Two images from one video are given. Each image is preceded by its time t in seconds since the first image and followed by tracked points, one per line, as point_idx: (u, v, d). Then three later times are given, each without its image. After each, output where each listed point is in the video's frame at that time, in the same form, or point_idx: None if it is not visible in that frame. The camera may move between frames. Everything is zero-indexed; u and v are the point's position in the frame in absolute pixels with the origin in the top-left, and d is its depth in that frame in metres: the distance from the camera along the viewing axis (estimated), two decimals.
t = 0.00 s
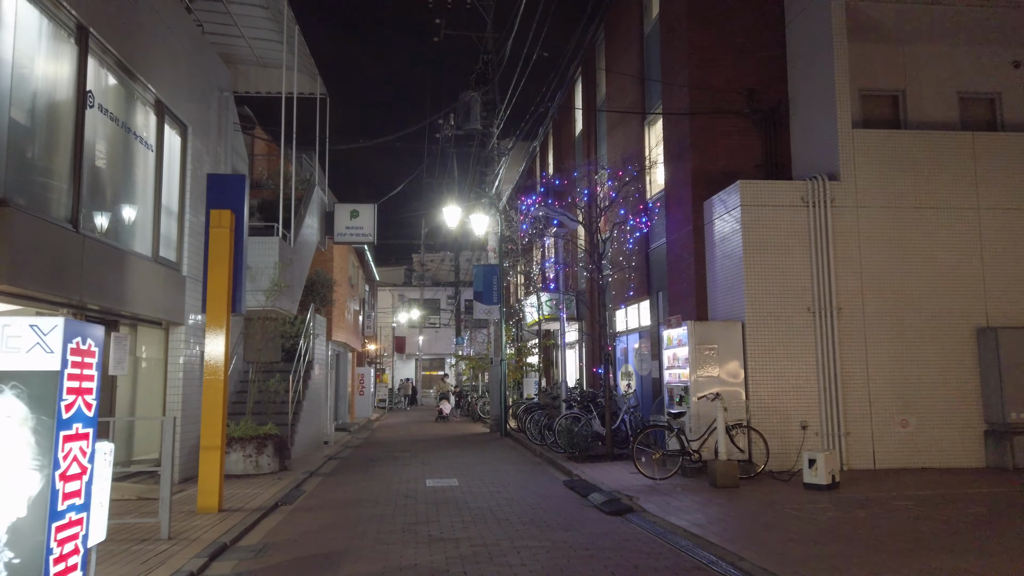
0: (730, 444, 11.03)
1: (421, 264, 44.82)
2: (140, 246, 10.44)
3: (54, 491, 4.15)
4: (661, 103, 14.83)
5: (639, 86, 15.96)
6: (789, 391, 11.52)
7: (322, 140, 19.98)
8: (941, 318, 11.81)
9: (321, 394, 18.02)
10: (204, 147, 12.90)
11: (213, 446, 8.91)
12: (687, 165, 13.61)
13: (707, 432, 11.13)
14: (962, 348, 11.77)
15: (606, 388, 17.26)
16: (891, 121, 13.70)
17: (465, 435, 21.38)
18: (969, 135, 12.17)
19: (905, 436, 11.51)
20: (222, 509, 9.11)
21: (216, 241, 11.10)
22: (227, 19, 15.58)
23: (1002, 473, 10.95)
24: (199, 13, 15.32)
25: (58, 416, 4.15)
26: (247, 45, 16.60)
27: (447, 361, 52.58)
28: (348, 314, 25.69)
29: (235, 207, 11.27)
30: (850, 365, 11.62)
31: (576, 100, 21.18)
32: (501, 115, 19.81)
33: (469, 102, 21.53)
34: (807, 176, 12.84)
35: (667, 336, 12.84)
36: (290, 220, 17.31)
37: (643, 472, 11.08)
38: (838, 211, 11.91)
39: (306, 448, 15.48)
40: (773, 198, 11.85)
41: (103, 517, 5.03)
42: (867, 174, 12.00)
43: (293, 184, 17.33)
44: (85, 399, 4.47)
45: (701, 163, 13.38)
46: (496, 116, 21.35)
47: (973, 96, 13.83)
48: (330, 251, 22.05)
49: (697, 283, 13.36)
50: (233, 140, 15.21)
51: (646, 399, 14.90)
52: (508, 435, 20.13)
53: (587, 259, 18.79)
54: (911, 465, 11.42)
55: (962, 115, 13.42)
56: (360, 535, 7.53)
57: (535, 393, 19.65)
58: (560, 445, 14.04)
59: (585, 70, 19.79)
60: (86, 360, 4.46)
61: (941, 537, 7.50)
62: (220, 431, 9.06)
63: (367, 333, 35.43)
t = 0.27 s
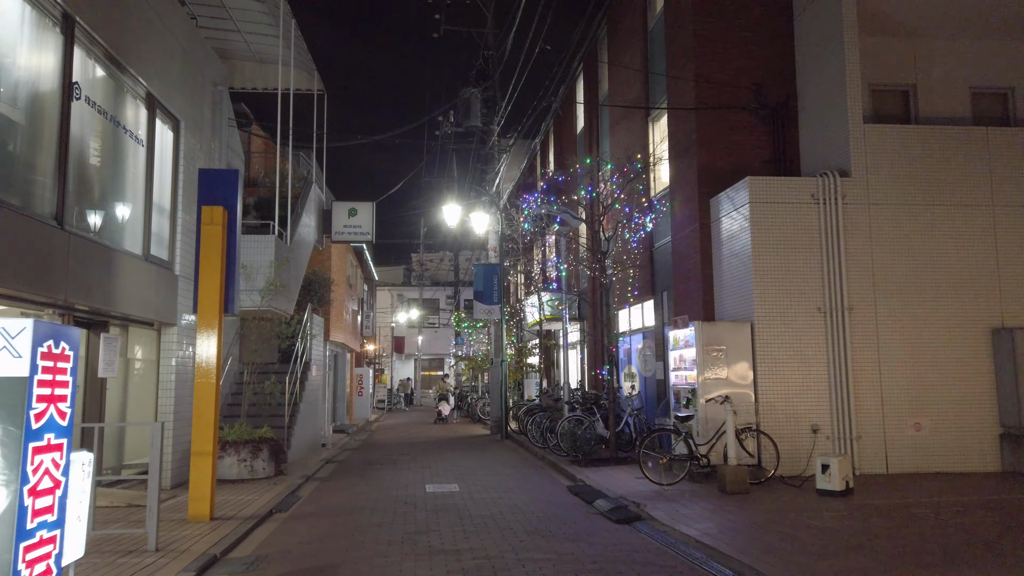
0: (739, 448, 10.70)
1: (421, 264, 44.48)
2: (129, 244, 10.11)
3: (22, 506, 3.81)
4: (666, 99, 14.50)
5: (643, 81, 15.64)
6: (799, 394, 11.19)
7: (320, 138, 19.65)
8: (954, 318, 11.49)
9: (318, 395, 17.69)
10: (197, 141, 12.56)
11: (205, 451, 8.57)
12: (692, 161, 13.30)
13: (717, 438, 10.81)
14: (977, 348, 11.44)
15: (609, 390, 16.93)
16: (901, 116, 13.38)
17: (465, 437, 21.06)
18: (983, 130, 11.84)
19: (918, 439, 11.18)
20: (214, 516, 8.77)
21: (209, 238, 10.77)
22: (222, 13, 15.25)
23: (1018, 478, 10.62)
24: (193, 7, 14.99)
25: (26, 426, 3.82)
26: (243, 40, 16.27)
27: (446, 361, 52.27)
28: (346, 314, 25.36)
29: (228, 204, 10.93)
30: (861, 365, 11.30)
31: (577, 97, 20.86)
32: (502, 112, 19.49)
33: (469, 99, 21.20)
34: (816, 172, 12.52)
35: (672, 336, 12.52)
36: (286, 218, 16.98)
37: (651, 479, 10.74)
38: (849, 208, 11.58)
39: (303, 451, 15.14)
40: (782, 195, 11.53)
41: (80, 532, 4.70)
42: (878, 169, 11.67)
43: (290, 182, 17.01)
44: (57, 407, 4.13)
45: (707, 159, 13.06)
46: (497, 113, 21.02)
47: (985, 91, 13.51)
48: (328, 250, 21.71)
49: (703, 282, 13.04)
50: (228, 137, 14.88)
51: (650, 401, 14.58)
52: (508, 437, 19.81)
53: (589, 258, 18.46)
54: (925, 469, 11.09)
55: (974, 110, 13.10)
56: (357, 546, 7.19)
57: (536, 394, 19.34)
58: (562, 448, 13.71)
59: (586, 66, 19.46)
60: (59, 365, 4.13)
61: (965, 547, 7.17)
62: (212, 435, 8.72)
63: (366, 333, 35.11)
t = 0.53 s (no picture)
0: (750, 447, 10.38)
1: (420, 263, 44.16)
2: (120, 235, 9.77)
3: None
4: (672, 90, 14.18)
5: (648, 73, 15.32)
6: (811, 391, 10.87)
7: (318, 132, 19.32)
8: (970, 313, 11.16)
9: (316, 393, 17.35)
10: (192, 132, 12.22)
11: (197, 450, 8.24)
12: (700, 153, 12.97)
13: (727, 436, 10.49)
14: (993, 344, 11.12)
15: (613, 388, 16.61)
16: (913, 107, 13.06)
17: (466, 436, 20.73)
18: (998, 120, 11.52)
19: (933, 438, 10.84)
20: (207, 518, 8.43)
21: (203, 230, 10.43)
22: (218, 3, 14.94)
23: None
24: None
25: None
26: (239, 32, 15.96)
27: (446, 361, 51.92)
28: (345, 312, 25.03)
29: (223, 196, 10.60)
30: (874, 362, 10.97)
31: (579, 91, 20.55)
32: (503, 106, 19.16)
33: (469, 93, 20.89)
34: (827, 164, 12.19)
35: (679, 332, 12.19)
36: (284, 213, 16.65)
37: (659, 478, 10.40)
38: (862, 199, 11.25)
39: (300, 450, 14.81)
40: (793, 186, 11.20)
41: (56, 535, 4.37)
42: (892, 160, 11.34)
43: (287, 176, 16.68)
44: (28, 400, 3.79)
45: (714, 151, 12.74)
46: (498, 108, 20.71)
47: (998, 81, 13.19)
48: (326, 247, 21.37)
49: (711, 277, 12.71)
50: (224, 129, 14.56)
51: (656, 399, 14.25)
52: (510, 436, 19.47)
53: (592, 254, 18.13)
54: (940, 469, 10.76)
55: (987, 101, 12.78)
56: (354, 548, 6.86)
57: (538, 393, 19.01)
58: (566, 448, 13.38)
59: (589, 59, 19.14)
60: (30, 353, 3.80)
61: (991, 548, 6.84)
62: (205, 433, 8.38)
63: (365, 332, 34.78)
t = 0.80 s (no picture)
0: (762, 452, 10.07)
1: (420, 262, 43.86)
2: (111, 233, 9.44)
3: None
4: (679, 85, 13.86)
5: (653, 68, 15.00)
6: (825, 394, 10.55)
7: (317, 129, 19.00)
8: (986, 313, 10.84)
9: (314, 395, 17.03)
10: (186, 126, 11.88)
11: (189, 456, 7.90)
12: (708, 149, 12.65)
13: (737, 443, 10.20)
14: (1011, 346, 10.80)
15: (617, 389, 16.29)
16: (926, 102, 12.74)
17: (467, 438, 20.43)
18: (1015, 115, 11.20)
19: (950, 442, 10.52)
20: (199, 526, 8.10)
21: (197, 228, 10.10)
22: None
23: None
24: None
25: None
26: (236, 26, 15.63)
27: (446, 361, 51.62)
28: (344, 311, 24.69)
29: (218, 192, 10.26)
30: (889, 364, 10.65)
31: (582, 87, 20.24)
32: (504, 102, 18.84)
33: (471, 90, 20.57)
34: (839, 160, 11.87)
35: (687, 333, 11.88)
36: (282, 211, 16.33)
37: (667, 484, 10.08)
38: (876, 197, 10.94)
39: (298, 453, 14.49)
40: (805, 183, 10.89)
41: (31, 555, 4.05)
42: (907, 156, 11.02)
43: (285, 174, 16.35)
44: None
45: (723, 147, 12.42)
46: (499, 105, 20.40)
47: (1013, 76, 12.87)
48: (325, 246, 21.05)
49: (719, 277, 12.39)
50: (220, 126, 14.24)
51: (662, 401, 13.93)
52: (511, 438, 19.17)
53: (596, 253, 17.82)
54: (957, 474, 10.44)
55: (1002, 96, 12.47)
56: (352, 561, 6.53)
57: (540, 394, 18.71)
58: (571, 451, 13.06)
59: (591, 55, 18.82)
60: None
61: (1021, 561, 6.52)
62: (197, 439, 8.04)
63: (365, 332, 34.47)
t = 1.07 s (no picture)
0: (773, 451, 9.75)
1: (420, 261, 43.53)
2: (100, 226, 9.10)
3: None
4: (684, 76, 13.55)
5: (658, 59, 14.69)
6: (837, 391, 10.23)
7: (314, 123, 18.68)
8: (1003, 308, 10.53)
9: (312, 394, 16.70)
10: (179, 117, 11.55)
11: (179, 454, 7.57)
12: (715, 141, 12.33)
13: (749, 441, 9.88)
14: None
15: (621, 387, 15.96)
16: (938, 92, 12.43)
17: (467, 437, 20.10)
18: None
19: (966, 441, 10.20)
20: (190, 529, 7.76)
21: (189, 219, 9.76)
22: None
23: None
24: None
25: None
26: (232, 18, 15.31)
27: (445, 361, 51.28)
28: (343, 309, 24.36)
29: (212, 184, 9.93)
30: (904, 360, 10.33)
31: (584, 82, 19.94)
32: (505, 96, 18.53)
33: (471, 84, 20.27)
34: (851, 151, 11.55)
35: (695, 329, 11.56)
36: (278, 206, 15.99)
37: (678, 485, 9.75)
38: (889, 188, 10.61)
39: (295, 453, 14.16)
40: (817, 173, 10.56)
41: None
42: (921, 146, 10.70)
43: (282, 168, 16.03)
44: None
45: (731, 138, 12.10)
46: (500, 99, 20.10)
47: None
48: (323, 243, 20.72)
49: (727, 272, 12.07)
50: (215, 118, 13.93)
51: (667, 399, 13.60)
52: (512, 438, 18.84)
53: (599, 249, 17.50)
54: (973, 474, 10.12)
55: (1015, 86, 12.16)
56: (348, 565, 6.19)
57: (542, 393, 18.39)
58: (574, 450, 12.73)
59: (593, 48, 18.51)
60: None
61: None
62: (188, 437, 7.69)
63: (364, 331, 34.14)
